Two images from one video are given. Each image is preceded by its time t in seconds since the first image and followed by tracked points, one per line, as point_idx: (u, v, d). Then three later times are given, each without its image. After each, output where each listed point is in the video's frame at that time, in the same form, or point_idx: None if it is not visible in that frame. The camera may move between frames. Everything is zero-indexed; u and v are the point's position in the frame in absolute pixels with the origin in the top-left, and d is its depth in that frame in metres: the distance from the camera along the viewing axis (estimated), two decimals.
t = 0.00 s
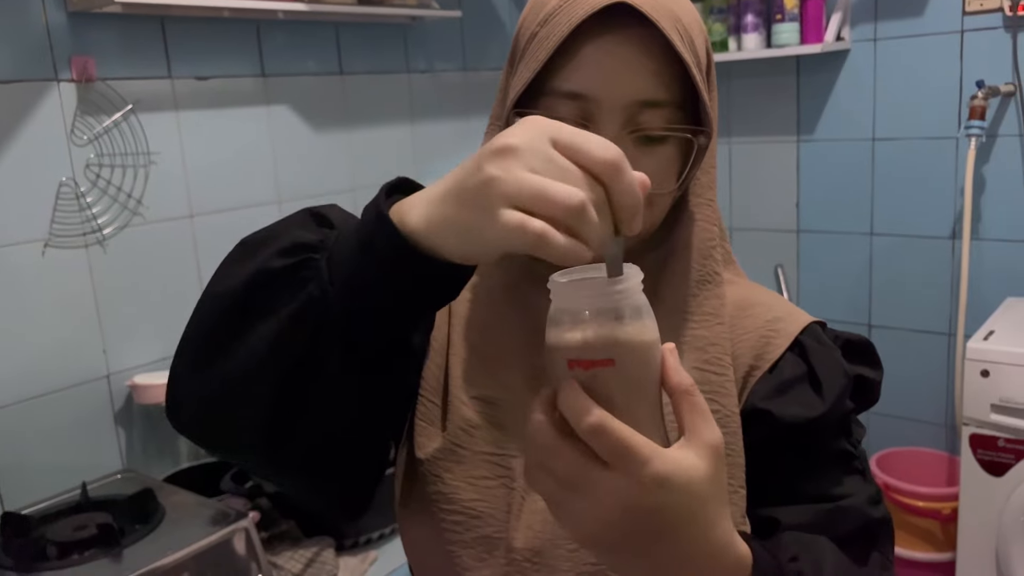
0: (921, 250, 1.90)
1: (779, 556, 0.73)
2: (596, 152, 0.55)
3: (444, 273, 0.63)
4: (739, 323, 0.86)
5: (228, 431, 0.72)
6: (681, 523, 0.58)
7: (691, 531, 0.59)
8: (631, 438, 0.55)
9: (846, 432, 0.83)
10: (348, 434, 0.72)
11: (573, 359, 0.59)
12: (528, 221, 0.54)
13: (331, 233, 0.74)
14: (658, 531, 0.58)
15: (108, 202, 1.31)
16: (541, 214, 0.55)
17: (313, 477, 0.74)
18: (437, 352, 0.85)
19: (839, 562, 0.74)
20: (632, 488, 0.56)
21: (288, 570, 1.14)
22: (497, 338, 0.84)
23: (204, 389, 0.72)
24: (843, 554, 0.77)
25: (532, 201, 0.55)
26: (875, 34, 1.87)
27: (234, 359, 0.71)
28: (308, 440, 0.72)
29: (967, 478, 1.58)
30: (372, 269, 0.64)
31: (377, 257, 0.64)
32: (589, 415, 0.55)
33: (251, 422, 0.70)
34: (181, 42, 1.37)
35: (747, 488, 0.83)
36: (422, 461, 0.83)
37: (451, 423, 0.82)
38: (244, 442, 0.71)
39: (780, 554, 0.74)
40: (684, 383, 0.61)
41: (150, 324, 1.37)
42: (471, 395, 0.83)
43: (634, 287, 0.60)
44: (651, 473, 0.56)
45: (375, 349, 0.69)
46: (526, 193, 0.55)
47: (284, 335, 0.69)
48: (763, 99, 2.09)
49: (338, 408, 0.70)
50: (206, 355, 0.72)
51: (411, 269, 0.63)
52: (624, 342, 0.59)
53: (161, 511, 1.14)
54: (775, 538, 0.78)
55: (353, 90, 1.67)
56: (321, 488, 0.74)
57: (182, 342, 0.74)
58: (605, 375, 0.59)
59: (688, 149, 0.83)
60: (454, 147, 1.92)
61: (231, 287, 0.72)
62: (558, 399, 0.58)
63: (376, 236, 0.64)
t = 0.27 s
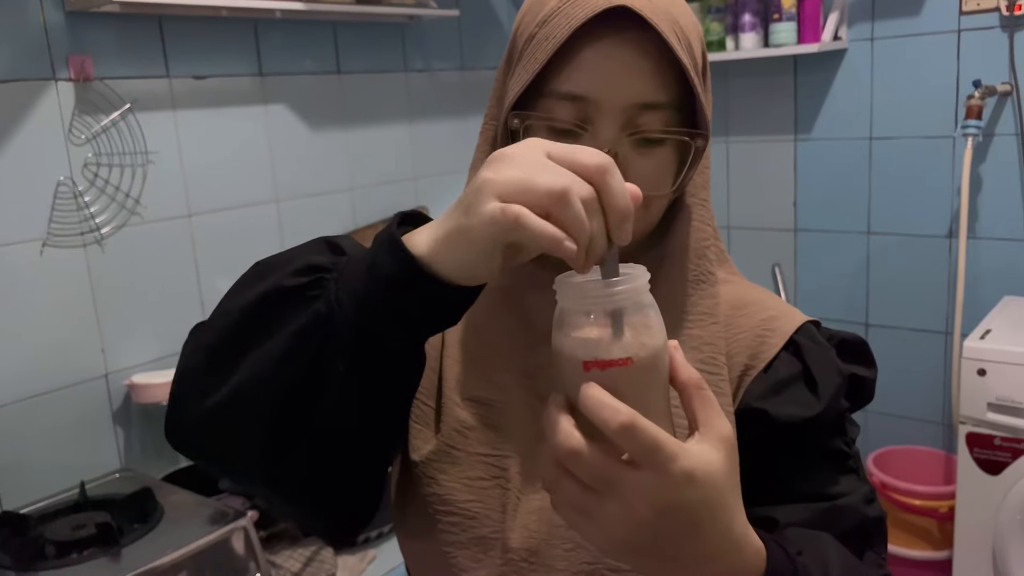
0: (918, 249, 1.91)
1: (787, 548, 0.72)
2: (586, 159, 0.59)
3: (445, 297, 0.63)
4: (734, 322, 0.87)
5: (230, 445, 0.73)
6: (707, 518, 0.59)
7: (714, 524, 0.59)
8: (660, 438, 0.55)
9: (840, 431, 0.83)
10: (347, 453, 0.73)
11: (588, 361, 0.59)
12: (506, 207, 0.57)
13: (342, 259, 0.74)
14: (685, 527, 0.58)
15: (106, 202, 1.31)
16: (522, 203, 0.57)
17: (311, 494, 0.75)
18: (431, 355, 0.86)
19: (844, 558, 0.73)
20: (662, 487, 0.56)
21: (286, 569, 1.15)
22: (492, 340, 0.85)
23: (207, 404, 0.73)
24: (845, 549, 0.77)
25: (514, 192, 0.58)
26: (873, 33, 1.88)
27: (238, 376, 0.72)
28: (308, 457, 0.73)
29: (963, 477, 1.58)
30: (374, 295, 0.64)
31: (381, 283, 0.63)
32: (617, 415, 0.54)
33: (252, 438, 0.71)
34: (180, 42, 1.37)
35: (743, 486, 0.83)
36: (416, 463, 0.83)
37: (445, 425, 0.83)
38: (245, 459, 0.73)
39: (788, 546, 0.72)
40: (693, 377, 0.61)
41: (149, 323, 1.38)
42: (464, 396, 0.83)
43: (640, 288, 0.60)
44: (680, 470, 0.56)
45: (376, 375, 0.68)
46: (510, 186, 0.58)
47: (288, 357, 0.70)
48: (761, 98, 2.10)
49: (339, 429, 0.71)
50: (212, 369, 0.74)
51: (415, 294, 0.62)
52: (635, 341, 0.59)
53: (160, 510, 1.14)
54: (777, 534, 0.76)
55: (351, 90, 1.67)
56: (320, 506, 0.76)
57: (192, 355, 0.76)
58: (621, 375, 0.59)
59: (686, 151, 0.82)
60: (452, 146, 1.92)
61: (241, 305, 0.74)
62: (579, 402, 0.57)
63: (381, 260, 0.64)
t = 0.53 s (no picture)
0: (915, 250, 1.91)
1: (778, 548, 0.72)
2: (543, 161, 0.58)
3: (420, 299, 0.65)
4: (727, 322, 0.87)
5: (228, 457, 0.75)
6: (705, 519, 0.59)
7: (711, 525, 0.60)
8: (659, 443, 0.55)
9: (833, 430, 0.83)
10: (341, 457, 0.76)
11: (586, 365, 0.59)
12: (482, 235, 0.56)
13: (320, 263, 0.76)
14: (683, 530, 0.59)
15: (104, 203, 1.31)
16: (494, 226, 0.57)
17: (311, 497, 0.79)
18: (427, 356, 0.86)
19: (837, 558, 0.73)
20: (661, 491, 0.56)
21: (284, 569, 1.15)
22: (488, 341, 0.84)
23: (202, 420, 0.75)
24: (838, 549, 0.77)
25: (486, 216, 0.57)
26: (870, 35, 1.88)
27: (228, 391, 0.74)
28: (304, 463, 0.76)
29: (960, 477, 1.59)
30: (355, 307, 0.66)
31: (361, 296, 0.66)
32: (617, 422, 0.54)
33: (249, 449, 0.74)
34: (178, 43, 1.38)
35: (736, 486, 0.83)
36: (413, 463, 0.84)
37: (442, 425, 0.83)
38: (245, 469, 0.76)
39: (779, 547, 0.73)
40: (688, 379, 0.62)
41: (147, 324, 1.38)
42: (461, 396, 0.83)
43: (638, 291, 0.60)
44: (679, 474, 0.56)
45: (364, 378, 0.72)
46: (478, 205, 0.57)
47: (277, 367, 0.72)
48: (758, 99, 2.10)
49: (332, 433, 0.75)
50: (203, 387, 0.75)
51: (393, 306, 0.65)
52: (635, 344, 0.59)
53: (158, 510, 1.14)
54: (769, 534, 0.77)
55: (349, 91, 1.67)
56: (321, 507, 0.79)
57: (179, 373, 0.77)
58: (620, 379, 0.59)
59: (678, 153, 0.82)
60: (450, 146, 1.92)
61: (225, 320, 0.74)
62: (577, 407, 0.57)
63: (357, 273, 0.66)
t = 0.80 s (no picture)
0: (913, 253, 1.92)
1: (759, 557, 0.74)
2: (595, 179, 0.58)
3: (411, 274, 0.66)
4: (721, 325, 0.87)
5: (217, 433, 0.75)
6: (661, 522, 0.61)
7: (670, 530, 0.62)
8: (605, 444, 0.58)
9: (827, 434, 0.84)
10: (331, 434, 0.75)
11: (555, 366, 0.61)
12: (524, 205, 0.56)
13: (314, 240, 0.77)
14: (638, 528, 0.62)
15: (103, 205, 1.32)
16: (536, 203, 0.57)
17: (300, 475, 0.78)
18: (425, 359, 0.85)
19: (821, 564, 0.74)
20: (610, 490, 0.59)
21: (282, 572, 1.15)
22: (486, 343, 0.84)
23: (193, 395, 0.75)
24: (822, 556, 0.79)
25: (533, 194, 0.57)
26: (868, 38, 1.89)
27: (220, 364, 0.74)
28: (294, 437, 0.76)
29: (958, 480, 1.59)
30: (346, 280, 0.68)
31: (352, 270, 0.67)
32: (565, 420, 0.57)
33: (239, 422, 0.74)
34: (177, 45, 1.38)
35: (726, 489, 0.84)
36: (412, 465, 0.84)
37: (440, 428, 0.83)
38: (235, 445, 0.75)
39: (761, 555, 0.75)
40: (666, 390, 0.62)
41: (145, 327, 1.38)
42: (459, 399, 0.83)
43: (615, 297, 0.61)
44: (627, 476, 0.59)
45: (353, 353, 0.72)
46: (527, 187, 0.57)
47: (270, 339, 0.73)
48: (756, 102, 2.11)
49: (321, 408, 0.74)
50: (195, 362, 0.76)
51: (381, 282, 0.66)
52: (605, 349, 0.60)
53: (157, 512, 1.14)
54: (756, 539, 0.79)
55: (348, 94, 1.67)
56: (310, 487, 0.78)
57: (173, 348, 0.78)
58: (588, 381, 0.61)
59: (668, 155, 0.83)
60: (449, 149, 1.93)
61: (219, 294, 0.75)
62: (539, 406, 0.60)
63: (349, 249, 0.67)
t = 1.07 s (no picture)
0: (912, 256, 1.92)
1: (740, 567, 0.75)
2: (612, 204, 0.60)
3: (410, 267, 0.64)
4: (719, 329, 0.87)
5: (219, 420, 0.74)
6: (626, 531, 0.62)
7: (636, 539, 0.62)
8: (569, 451, 0.59)
9: (824, 438, 0.83)
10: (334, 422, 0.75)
11: (531, 372, 0.61)
12: (549, 229, 0.56)
13: (318, 227, 0.76)
14: (602, 535, 0.62)
15: (103, 207, 1.32)
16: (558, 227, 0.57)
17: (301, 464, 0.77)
18: (430, 359, 0.85)
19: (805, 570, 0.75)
20: (573, 497, 0.60)
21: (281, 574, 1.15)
22: (489, 343, 0.84)
23: (194, 382, 0.74)
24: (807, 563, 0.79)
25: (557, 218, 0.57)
26: (867, 41, 1.89)
27: (223, 350, 0.74)
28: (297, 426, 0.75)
29: (957, 483, 1.59)
30: (352, 266, 0.67)
31: (356, 257, 0.66)
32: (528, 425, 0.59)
33: (240, 410, 0.73)
34: (178, 48, 1.38)
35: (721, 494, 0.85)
36: (414, 464, 0.84)
37: (444, 428, 0.83)
38: (235, 432, 0.75)
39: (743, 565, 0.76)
40: (642, 402, 0.62)
41: (145, 328, 1.38)
42: (462, 400, 0.83)
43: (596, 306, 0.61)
44: (591, 484, 0.59)
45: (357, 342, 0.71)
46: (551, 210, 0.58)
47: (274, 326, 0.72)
48: (756, 105, 2.11)
49: (324, 397, 0.73)
50: (195, 349, 0.75)
51: (385, 272, 0.65)
52: (582, 358, 0.60)
53: (156, 514, 1.14)
54: (746, 545, 0.80)
55: (349, 96, 1.68)
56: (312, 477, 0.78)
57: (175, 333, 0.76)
58: (561, 390, 0.61)
59: (666, 159, 0.83)
60: (449, 151, 1.93)
61: (220, 279, 0.74)
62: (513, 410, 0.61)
63: (355, 236, 0.66)
